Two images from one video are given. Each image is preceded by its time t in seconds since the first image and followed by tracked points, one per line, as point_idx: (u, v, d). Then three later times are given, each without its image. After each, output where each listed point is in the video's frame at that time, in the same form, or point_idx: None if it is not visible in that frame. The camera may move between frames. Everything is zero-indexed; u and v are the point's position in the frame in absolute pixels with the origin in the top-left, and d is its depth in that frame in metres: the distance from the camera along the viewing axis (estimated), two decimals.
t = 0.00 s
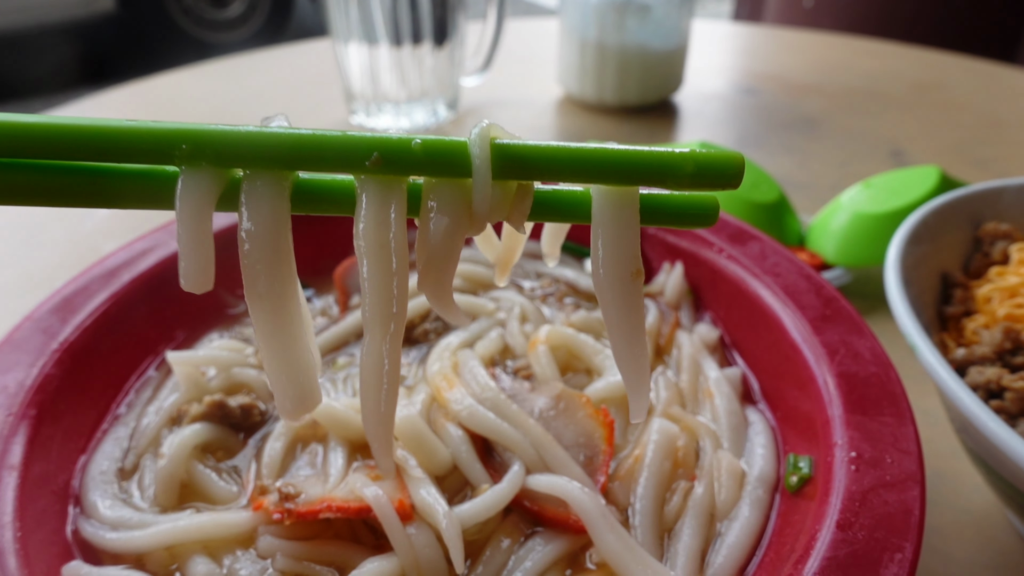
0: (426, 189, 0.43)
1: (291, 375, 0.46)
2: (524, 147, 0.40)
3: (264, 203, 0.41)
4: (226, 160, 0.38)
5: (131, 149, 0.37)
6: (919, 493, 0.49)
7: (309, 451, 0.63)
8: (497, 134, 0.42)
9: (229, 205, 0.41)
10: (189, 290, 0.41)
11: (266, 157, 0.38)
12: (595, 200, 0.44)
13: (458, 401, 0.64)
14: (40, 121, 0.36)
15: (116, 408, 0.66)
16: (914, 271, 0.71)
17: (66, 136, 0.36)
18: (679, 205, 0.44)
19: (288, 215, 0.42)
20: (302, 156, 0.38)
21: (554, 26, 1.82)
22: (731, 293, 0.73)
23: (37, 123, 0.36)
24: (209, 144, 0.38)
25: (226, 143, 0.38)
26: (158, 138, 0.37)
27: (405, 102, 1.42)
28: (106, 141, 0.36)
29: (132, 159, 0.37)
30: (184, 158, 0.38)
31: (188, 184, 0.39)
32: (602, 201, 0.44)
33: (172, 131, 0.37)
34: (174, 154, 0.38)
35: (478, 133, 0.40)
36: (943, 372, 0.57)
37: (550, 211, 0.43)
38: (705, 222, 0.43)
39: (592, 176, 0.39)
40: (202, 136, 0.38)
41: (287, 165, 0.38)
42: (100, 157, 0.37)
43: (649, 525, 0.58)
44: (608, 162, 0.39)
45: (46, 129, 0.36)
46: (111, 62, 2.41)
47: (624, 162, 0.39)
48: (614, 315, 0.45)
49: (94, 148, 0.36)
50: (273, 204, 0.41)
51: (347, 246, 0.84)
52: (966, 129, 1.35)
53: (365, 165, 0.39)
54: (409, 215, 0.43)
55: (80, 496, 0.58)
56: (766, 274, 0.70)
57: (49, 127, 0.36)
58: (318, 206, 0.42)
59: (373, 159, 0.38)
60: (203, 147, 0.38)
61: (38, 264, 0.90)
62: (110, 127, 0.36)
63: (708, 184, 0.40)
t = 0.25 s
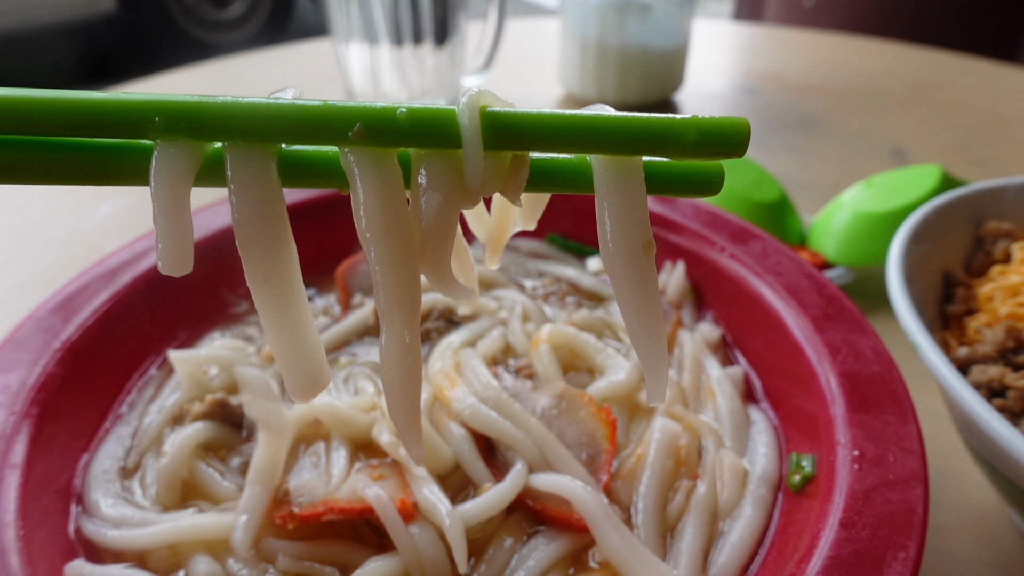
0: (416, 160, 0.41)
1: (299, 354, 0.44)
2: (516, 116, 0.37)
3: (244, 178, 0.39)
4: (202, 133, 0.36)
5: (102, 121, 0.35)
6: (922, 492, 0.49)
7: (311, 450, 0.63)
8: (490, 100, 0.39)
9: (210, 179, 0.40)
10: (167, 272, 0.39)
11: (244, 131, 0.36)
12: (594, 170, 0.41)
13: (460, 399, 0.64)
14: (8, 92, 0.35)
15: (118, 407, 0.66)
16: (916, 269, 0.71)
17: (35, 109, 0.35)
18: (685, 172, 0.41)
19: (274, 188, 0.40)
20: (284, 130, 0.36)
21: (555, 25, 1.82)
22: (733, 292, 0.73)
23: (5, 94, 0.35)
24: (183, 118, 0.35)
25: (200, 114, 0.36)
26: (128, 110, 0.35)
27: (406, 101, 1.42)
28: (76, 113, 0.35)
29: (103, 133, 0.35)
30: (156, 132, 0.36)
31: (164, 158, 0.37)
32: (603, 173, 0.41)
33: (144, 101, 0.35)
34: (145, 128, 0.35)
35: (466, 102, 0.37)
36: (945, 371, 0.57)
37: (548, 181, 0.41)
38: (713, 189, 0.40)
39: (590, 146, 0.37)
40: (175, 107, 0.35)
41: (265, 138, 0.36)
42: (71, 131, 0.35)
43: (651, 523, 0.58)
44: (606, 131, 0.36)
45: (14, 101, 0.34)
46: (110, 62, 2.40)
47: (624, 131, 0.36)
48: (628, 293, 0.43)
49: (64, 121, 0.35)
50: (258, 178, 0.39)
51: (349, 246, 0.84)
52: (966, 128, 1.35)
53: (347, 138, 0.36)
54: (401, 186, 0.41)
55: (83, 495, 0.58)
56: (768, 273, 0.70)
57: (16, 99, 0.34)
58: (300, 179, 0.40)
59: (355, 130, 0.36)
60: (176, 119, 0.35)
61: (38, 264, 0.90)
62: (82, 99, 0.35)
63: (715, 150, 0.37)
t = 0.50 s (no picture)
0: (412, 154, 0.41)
1: (300, 351, 0.44)
2: (512, 108, 0.37)
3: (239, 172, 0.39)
4: (192, 127, 0.36)
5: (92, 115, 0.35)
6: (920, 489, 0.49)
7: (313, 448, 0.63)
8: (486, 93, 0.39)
9: (201, 174, 0.39)
10: (161, 273, 0.39)
11: (236, 125, 0.36)
12: (593, 164, 0.41)
13: (460, 397, 0.64)
14: None
15: (118, 405, 0.66)
16: (915, 267, 0.71)
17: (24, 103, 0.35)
18: (685, 166, 0.40)
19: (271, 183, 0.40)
20: (280, 125, 0.36)
21: (554, 25, 1.82)
22: (731, 290, 0.74)
23: None
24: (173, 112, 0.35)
25: (190, 107, 0.36)
26: (116, 105, 0.35)
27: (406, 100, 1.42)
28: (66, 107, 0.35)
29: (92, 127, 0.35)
30: (147, 126, 0.36)
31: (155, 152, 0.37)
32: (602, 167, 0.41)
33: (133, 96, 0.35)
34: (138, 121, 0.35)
35: (462, 94, 0.37)
36: (943, 368, 0.57)
37: (547, 175, 0.40)
38: (714, 184, 0.40)
39: (588, 138, 0.37)
40: (164, 101, 0.35)
41: (260, 132, 0.36)
42: (62, 126, 0.35)
43: (651, 521, 0.58)
44: (604, 123, 0.36)
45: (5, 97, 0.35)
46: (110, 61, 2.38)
47: (621, 123, 0.36)
48: (630, 288, 0.43)
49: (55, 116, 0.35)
50: (253, 175, 0.39)
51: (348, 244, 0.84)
52: (965, 127, 1.35)
53: (342, 130, 0.36)
54: (398, 180, 0.41)
55: (83, 493, 0.58)
56: (767, 271, 0.70)
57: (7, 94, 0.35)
58: (295, 174, 0.40)
59: (350, 123, 0.36)
60: (166, 113, 0.35)
61: (39, 263, 0.90)
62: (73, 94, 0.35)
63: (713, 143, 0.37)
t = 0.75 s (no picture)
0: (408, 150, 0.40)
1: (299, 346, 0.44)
2: (512, 102, 0.37)
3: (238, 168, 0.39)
4: (191, 122, 0.36)
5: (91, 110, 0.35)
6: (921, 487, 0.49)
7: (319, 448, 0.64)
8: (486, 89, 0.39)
9: (199, 170, 0.39)
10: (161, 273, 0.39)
11: (235, 121, 0.36)
12: (594, 157, 0.41)
13: (461, 397, 0.64)
14: None
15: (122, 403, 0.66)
16: (916, 266, 0.71)
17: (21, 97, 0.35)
18: (687, 160, 0.40)
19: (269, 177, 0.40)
20: (278, 120, 0.36)
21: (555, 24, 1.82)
22: (733, 289, 0.74)
23: None
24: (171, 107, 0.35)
25: (188, 103, 0.36)
26: (114, 100, 0.35)
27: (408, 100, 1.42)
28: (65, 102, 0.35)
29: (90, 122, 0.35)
30: (145, 121, 0.36)
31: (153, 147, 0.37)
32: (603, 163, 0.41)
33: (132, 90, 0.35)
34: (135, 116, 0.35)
35: (460, 89, 0.37)
36: (944, 366, 0.57)
37: (548, 170, 0.40)
38: (716, 178, 0.40)
39: (588, 132, 0.37)
40: (162, 96, 0.35)
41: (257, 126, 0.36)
42: (59, 121, 0.35)
43: (654, 519, 0.58)
44: (604, 117, 0.37)
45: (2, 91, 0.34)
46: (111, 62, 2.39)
47: (621, 117, 0.36)
48: (633, 280, 0.43)
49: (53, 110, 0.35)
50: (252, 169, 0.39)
51: (350, 244, 0.85)
52: (967, 126, 1.35)
53: (339, 125, 0.36)
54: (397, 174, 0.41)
55: (87, 491, 0.58)
56: (768, 269, 0.71)
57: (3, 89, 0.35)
58: (294, 169, 0.39)
59: (348, 117, 0.36)
60: (163, 108, 0.35)
61: (42, 263, 0.90)
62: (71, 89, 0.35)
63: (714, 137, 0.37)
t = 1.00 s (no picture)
0: (404, 141, 0.40)
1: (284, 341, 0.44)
2: (509, 90, 0.37)
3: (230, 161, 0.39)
4: (182, 114, 0.36)
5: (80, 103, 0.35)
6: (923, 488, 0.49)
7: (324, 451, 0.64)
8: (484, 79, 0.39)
9: (195, 164, 0.40)
10: (159, 269, 0.40)
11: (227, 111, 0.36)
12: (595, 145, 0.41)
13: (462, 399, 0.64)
14: None
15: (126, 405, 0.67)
16: (918, 268, 0.71)
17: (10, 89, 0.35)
18: (692, 148, 0.40)
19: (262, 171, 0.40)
20: (271, 110, 0.36)
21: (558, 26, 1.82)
22: (735, 291, 0.74)
23: None
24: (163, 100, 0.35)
25: (178, 95, 0.36)
26: (105, 92, 0.35)
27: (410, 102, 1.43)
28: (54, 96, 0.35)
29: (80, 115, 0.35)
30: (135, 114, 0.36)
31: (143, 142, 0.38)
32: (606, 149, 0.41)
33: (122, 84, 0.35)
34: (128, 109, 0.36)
35: (456, 76, 0.37)
36: (947, 368, 0.57)
37: (548, 159, 0.40)
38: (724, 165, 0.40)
39: (587, 120, 0.37)
40: (152, 89, 0.36)
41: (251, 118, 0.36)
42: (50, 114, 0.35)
43: (657, 521, 0.58)
44: (604, 104, 0.36)
45: None
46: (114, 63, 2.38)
47: (621, 104, 0.36)
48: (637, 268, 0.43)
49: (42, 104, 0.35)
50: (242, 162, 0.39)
51: (352, 246, 0.85)
52: (969, 128, 1.35)
53: (333, 116, 0.36)
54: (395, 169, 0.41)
55: (93, 492, 0.59)
56: (770, 271, 0.71)
57: None
58: (288, 161, 0.39)
59: (341, 107, 0.36)
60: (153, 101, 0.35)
61: (47, 266, 0.91)
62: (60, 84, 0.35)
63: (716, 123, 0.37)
